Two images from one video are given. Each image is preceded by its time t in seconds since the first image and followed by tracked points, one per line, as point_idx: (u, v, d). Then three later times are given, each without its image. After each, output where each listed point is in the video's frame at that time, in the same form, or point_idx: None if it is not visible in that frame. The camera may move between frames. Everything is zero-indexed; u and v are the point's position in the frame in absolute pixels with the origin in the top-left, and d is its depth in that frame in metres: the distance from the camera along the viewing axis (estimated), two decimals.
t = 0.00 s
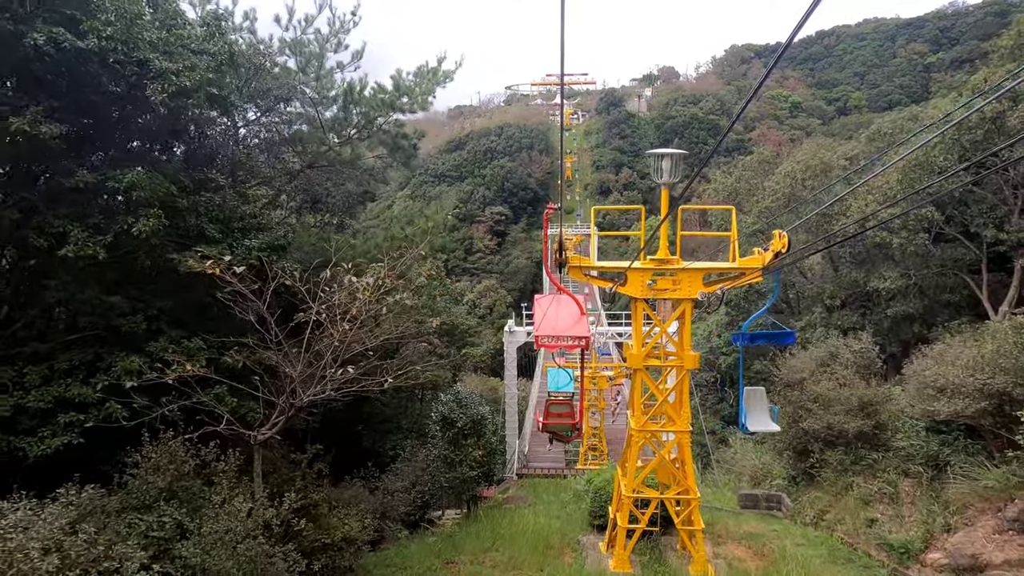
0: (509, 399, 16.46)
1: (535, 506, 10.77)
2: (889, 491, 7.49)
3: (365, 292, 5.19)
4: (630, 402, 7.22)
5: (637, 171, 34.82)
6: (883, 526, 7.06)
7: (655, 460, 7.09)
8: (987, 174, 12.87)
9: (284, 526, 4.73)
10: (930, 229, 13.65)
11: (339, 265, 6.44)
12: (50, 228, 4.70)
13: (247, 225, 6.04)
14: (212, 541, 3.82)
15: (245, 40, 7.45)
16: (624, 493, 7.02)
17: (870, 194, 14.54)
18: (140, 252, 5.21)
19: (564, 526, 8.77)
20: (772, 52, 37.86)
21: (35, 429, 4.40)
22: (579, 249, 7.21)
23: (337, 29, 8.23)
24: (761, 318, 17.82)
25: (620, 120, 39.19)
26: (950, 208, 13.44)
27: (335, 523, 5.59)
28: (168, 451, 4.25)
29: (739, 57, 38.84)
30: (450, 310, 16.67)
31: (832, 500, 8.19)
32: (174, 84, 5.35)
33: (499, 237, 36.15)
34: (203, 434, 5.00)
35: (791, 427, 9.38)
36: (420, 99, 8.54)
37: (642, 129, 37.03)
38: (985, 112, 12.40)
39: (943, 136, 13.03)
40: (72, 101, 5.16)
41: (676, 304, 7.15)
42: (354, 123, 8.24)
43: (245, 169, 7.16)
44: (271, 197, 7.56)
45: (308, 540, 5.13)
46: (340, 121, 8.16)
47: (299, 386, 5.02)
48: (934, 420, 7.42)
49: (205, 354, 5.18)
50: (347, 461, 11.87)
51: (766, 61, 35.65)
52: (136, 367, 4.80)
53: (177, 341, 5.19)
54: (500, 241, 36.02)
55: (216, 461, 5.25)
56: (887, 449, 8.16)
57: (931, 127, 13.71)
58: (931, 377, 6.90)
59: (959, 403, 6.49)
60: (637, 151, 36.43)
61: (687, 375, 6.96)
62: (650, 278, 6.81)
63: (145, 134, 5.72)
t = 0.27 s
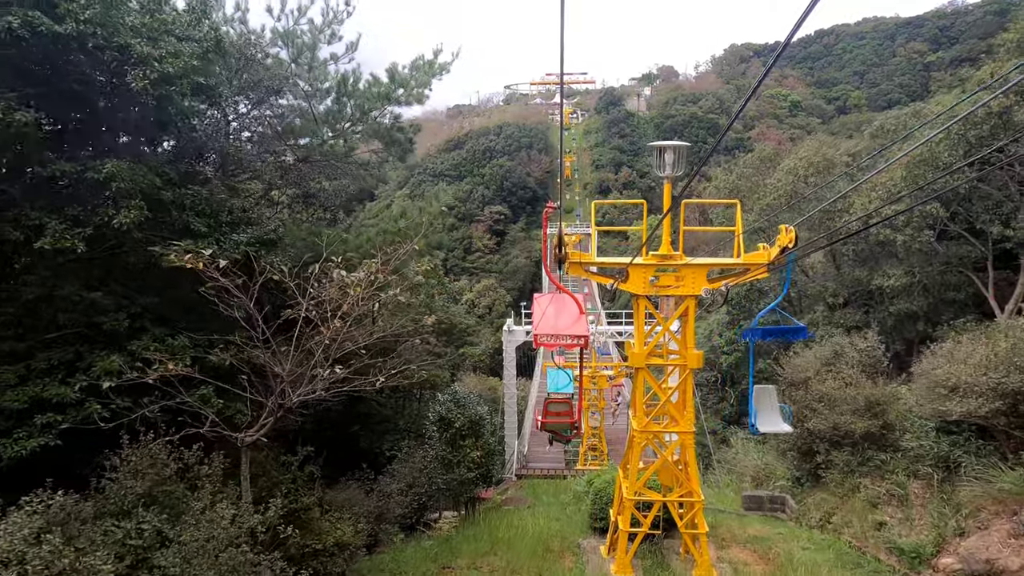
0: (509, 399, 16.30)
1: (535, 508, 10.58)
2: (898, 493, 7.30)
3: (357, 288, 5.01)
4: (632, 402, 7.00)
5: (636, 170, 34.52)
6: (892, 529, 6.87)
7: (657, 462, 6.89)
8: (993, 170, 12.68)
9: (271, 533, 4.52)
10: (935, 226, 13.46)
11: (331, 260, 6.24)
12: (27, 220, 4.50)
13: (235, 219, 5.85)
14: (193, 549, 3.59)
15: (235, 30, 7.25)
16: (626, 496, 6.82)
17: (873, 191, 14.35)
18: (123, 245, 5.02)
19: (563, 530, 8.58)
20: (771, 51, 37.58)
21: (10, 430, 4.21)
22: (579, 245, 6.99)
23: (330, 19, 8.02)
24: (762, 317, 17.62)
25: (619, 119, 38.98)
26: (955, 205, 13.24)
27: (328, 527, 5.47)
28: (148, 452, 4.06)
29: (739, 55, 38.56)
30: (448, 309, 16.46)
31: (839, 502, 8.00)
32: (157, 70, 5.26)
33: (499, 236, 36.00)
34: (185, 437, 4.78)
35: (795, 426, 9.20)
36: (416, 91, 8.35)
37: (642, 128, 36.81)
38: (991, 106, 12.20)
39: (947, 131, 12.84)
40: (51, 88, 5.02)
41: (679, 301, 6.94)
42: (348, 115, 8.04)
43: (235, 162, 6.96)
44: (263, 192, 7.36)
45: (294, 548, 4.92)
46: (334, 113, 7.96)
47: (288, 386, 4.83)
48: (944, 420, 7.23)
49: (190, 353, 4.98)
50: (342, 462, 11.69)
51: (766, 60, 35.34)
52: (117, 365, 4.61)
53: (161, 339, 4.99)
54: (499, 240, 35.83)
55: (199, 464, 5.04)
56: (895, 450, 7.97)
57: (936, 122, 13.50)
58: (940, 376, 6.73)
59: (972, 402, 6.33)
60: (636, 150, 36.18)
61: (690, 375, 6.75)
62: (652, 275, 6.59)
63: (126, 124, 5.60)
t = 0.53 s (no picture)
0: (508, 399, 16.14)
1: (535, 511, 10.40)
2: (907, 495, 7.12)
3: (350, 285, 4.83)
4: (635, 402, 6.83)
5: (636, 169, 34.30)
6: (902, 532, 6.72)
7: (661, 464, 6.72)
8: (999, 166, 12.50)
9: (261, 541, 4.35)
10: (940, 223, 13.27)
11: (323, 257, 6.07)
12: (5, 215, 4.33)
13: (225, 214, 5.67)
14: (176, 559, 3.38)
15: (226, 22, 7.08)
16: (629, 499, 6.65)
17: (877, 187, 14.17)
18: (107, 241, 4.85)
19: (565, 533, 8.42)
20: (771, 50, 37.34)
21: None
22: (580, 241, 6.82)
23: (324, 11, 7.84)
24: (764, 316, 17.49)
25: (619, 119, 38.78)
26: (961, 202, 13.08)
27: (321, 532, 5.27)
28: (129, 457, 3.90)
29: (739, 53, 38.29)
30: (447, 309, 16.28)
31: (846, 504, 7.83)
32: (139, 57, 5.09)
33: (498, 236, 35.90)
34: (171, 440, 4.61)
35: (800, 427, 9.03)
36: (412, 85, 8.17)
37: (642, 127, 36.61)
38: (998, 102, 12.00)
39: (952, 127, 12.66)
40: (32, 77, 4.88)
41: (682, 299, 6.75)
42: (343, 109, 7.89)
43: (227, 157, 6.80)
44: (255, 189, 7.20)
45: (284, 556, 4.74)
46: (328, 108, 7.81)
47: (279, 387, 4.66)
48: (953, 421, 7.08)
49: (178, 352, 4.83)
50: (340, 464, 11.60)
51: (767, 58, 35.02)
52: (101, 366, 4.43)
53: (147, 338, 4.82)
54: (499, 240, 35.68)
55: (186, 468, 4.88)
56: (903, 451, 7.81)
57: (942, 118, 13.29)
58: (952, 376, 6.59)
59: (984, 402, 6.21)
60: (636, 148, 35.98)
61: (694, 375, 6.58)
62: (655, 272, 6.41)
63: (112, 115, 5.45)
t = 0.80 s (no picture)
0: (508, 399, 15.95)
1: (535, 514, 10.21)
2: (918, 498, 6.93)
3: (340, 281, 4.62)
4: (638, 402, 6.61)
5: (636, 168, 34.06)
6: (913, 536, 6.52)
7: (665, 466, 6.51)
8: (1006, 161, 12.29)
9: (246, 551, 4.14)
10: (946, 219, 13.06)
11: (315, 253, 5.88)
12: None
13: (213, 210, 5.49)
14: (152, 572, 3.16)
15: (216, 13, 6.91)
16: (632, 503, 6.43)
17: (882, 184, 13.96)
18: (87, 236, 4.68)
19: (566, 537, 8.23)
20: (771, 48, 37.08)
21: None
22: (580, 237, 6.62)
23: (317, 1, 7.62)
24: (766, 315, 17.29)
25: (618, 118, 38.56)
26: (967, 198, 12.88)
27: (312, 539, 5.07)
28: (105, 462, 3.71)
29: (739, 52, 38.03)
30: (446, 308, 16.09)
31: (854, 506, 7.64)
32: (117, 43, 4.94)
33: (498, 236, 35.72)
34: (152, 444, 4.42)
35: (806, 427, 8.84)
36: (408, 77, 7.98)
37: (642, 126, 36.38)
38: (1005, 96, 11.79)
39: (958, 122, 12.48)
40: (9, 65, 4.75)
41: (686, 296, 6.54)
42: (338, 103, 7.71)
43: (217, 152, 6.62)
44: (247, 184, 7.02)
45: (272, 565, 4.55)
46: (322, 101, 7.61)
47: (266, 387, 4.47)
48: (965, 421, 6.91)
49: (162, 351, 4.64)
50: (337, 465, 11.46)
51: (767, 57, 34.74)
52: (81, 367, 4.25)
53: (129, 338, 4.63)
54: (499, 240, 35.52)
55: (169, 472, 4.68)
56: (913, 452, 7.62)
57: (947, 113, 13.07)
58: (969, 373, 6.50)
59: (1001, 402, 6.10)
60: (636, 147, 35.76)
61: (699, 374, 6.35)
62: (659, 268, 6.20)
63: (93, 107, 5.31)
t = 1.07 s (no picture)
0: (508, 399, 15.75)
1: (536, 516, 10.03)
2: (931, 501, 6.77)
3: (330, 278, 4.42)
4: (641, 404, 6.41)
5: (637, 167, 33.86)
6: (927, 541, 6.35)
7: (669, 469, 6.31)
8: (1015, 157, 12.10)
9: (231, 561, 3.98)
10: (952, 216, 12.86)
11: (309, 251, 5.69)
12: None
13: (201, 203, 5.31)
14: None
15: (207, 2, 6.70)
16: (635, 507, 6.23)
17: (887, 180, 13.75)
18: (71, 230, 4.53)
19: (568, 541, 8.04)
20: (771, 47, 36.86)
21: None
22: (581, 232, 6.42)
23: None
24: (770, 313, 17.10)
25: (619, 116, 38.35)
26: (974, 194, 12.69)
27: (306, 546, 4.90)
28: (81, 467, 3.53)
29: (740, 50, 37.78)
30: (445, 307, 15.89)
31: (863, 510, 7.43)
32: (97, 28, 4.70)
33: (498, 235, 35.54)
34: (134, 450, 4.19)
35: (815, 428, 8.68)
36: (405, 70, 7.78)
37: (642, 124, 36.19)
38: (1014, 91, 11.60)
39: (965, 117, 12.27)
40: None
41: (692, 294, 6.33)
42: (333, 96, 7.58)
43: (208, 146, 6.43)
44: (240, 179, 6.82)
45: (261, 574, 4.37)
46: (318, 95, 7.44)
47: (256, 389, 4.28)
48: (978, 422, 6.79)
49: (144, 351, 4.43)
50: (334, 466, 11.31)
51: (767, 55, 34.48)
52: (59, 366, 4.04)
53: (111, 337, 4.43)
54: (499, 239, 35.34)
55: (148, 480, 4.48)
56: (924, 453, 7.44)
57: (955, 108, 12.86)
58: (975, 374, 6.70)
59: (1018, 403, 6.18)
60: (636, 146, 35.56)
61: (704, 373, 6.17)
62: (663, 264, 6.00)
63: (77, 100, 5.11)
